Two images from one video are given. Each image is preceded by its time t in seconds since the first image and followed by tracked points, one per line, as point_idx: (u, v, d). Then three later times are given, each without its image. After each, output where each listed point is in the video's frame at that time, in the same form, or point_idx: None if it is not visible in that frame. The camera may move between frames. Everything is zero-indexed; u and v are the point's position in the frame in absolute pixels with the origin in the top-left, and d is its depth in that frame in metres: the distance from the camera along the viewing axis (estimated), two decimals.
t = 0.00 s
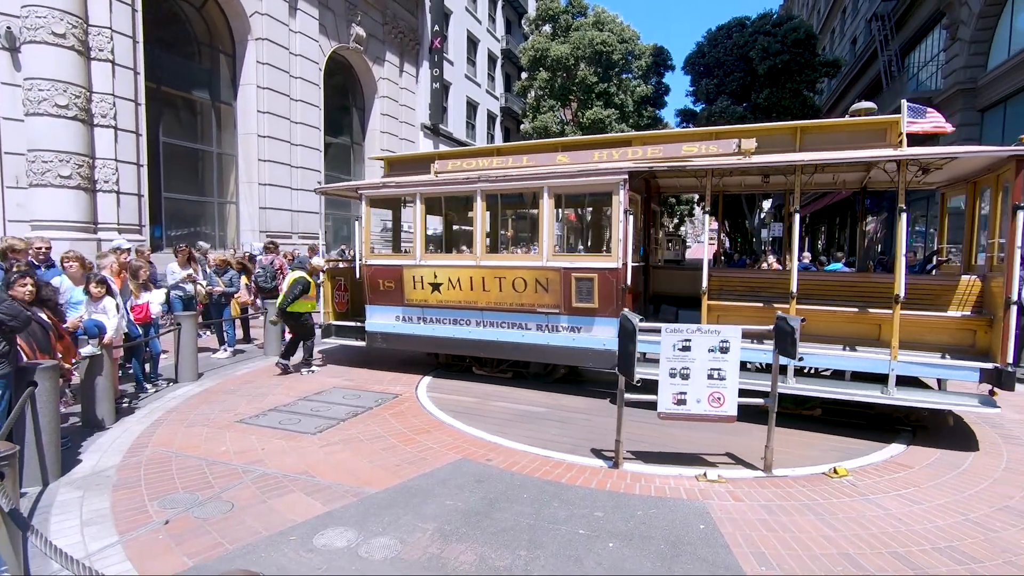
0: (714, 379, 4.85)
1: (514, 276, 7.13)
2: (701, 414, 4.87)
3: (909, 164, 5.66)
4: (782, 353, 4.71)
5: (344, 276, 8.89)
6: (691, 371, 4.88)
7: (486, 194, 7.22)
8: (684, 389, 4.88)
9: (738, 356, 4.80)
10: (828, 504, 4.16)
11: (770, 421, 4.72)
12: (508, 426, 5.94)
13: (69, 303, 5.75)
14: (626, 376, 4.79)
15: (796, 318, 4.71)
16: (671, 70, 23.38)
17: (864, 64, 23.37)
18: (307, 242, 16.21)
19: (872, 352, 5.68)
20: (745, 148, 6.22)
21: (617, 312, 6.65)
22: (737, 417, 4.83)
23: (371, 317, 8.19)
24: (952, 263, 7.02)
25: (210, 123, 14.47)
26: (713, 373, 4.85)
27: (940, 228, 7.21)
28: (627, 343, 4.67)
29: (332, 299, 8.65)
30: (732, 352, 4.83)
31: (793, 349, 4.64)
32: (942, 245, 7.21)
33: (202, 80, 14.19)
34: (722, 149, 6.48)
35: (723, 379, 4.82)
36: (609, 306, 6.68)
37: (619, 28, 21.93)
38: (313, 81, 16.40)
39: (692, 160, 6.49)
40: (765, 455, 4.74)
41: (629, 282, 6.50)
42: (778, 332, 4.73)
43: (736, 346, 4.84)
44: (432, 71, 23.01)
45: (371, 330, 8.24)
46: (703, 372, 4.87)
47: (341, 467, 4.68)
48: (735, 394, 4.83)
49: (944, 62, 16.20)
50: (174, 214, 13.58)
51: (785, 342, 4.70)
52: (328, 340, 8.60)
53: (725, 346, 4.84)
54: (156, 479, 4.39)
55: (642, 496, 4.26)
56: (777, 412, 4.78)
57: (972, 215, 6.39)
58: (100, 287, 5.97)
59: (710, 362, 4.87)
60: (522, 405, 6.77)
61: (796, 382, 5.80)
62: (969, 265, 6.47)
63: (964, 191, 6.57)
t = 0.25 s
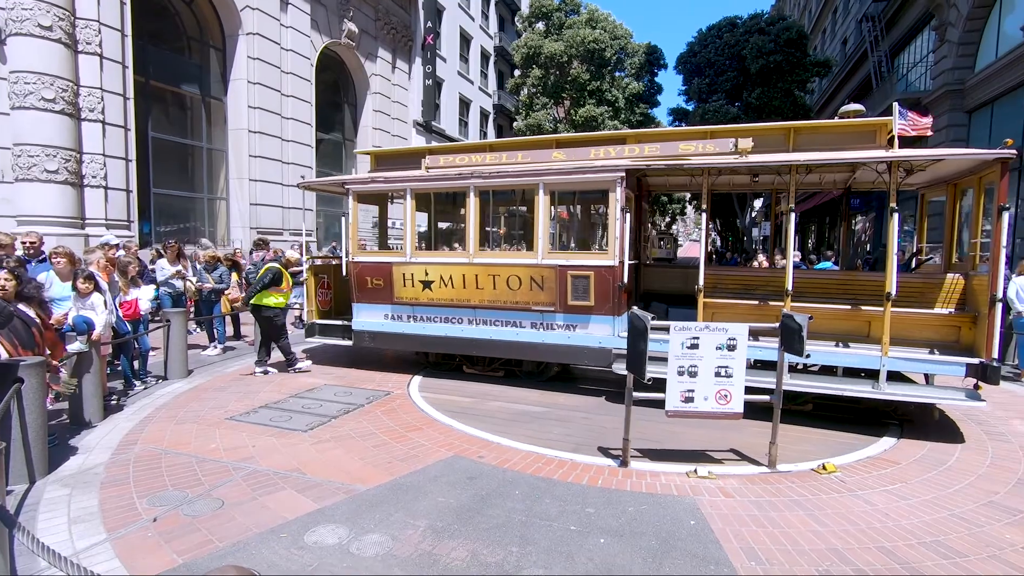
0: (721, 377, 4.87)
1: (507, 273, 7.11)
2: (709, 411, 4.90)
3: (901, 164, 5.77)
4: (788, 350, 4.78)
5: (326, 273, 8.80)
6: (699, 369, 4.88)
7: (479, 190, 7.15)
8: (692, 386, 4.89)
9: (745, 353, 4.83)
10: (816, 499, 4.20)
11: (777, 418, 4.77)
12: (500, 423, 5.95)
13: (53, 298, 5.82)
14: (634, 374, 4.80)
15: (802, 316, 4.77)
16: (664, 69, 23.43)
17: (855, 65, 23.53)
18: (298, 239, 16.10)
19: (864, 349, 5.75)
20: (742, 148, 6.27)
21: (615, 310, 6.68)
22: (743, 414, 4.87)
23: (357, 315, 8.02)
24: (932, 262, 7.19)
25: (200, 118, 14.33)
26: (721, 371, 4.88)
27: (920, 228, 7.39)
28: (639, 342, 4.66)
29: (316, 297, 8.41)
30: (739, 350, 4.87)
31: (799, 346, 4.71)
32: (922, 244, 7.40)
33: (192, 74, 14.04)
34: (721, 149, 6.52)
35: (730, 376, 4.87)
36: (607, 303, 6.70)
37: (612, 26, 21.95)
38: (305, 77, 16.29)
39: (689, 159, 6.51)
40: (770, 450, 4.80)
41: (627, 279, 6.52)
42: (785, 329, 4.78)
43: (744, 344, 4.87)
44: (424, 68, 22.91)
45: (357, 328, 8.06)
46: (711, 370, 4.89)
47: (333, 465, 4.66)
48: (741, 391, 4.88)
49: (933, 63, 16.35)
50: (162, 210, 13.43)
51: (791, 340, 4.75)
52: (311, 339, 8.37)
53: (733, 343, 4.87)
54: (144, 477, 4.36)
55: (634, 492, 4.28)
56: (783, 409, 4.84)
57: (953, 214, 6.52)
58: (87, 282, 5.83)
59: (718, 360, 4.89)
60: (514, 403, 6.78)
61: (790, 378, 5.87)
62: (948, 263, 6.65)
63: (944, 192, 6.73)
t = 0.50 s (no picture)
0: (727, 377, 4.90)
1: (502, 274, 7.08)
2: (715, 411, 4.94)
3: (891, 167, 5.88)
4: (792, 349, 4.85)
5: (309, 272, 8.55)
6: (706, 369, 4.91)
7: (472, 189, 7.09)
8: (699, 387, 4.91)
9: (750, 354, 4.87)
10: (805, 498, 4.25)
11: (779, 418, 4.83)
12: (492, 423, 5.96)
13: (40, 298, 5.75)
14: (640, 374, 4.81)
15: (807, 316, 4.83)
16: (655, 69, 23.52)
17: (844, 66, 23.73)
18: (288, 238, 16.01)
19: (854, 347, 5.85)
20: (738, 150, 6.35)
21: (611, 310, 6.73)
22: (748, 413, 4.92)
23: (344, 316, 7.86)
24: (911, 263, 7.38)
25: (189, 116, 14.20)
26: (727, 371, 4.92)
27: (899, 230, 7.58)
28: (649, 342, 4.66)
29: (298, 297, 8.12)
30: (745, 350, 4.91)
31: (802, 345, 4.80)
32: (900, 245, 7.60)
33: (181, 72, 13.90)
34: (716, 151, 6.59)
35: (736, 376, 4.90)
36: (606, 302, 6.73)
37: (604, 26, 22.02)
38: (296, 75, 16.21)
39: (685, 160, 6.55)
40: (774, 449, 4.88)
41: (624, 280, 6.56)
42: (788, 329, 4.85)
43: (749, 345, 4.92)
44: (416, 67, 22.84)
45: (344, 330, 7.90)
46: (717, 371, 4.91)
47: (324, 465, 4.64)
48: (747, 391, 4.92)
49: (920, 66, 16.55)
50: (151, 209, 13.29)
51: (796, 340, 4.82)
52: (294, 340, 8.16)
53: (739, 343, 4.91)
54: (133, 478, 4.32)
55: (625, 491, 4.31)
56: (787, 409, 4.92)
57: (932, 217, 6.69)
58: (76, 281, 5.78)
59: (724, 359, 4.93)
60: (506, 402, 6.79)
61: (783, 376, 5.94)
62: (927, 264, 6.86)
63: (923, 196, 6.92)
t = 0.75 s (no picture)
0: (737, 379, 4.92)
1: (499, 277, 7.06)
2: (725, 414, 4.93)
3: (885, 173, 6.00)
4: (801, 353, 4.90)
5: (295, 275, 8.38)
6: (717, 372, 4.90)
7: (470, 191, 7.05)
8: (711, 390, 4.89)
9: (759, 356, 4.90)
10: (799, 500, 4.27)
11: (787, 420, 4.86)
12: (487, 426, 5.96)
13: (32, 299, 5.68)
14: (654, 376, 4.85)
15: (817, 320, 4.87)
16: (650, 73, 23.64)
17: (837, 71, 23.90)
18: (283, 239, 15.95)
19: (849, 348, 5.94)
20: (736, 155, 6.43)
21: (610, 313, 6.76)
22: (757, 415, 4.95)
23: (335, 320, 7.70)
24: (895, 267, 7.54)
25: (183, 117, 14.13)
26: (737, 374, 4.92)
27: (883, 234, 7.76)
28: (666, 347, 4.65)
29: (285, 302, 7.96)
30: (754, 353, 4.93)
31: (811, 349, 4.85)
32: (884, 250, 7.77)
33: (175, 73, 13.84)
34: (716, 155, 6.65)
35: (746, 379, 4.92)
36: (605, 306, 6.76)
37: (599, 30, 22.12)
38: (292, 76, 16.20)
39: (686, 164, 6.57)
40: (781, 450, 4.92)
41: (624, 283, 6.59)
42: (798, 332, 4.89)
43: (758, 348, 4.96)
44: (411, 69, 22.84)
45: (335, 334, 7.74)
46: (728, 373, 4.92)
47: (319, 468, 4.63)
48: (757, 394, 4.95)
49: (912, 71, 16.70)
50: (144, 210, 13.20)
51: (805, 343, 4.87)
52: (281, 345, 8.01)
53: (749, 346, 4.94)
54: (126, 481, 4.29)
55: (620, 494, 4.32)
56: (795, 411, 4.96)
57: (915, 220, 6.85)
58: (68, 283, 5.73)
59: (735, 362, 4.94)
60: (502, 405, 6.79)
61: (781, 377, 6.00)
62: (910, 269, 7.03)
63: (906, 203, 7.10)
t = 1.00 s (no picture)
0: (750, 384, 4.94)
1: (500, 282, 7.04)
2: (740, 418, 4.95)
3: (880, 181, 6.13)
4: (813, 357, 4.92)
5: (286, 280, 8.27)
6: (731, 377, 4.91)
7: (470, 194, 7.04)
8: (724, 394, 4.90)
9: (771, 361, 4.92)
10: (797, 505, 4.28)
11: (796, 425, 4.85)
12: (486, 431, 5.95)
13: (31, 303, 5.74)
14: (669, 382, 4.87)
15: (828, 325, 4.90)
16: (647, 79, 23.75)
17: (834, 77, 24.04)
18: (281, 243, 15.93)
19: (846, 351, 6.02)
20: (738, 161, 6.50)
21: (613, 318, 6.81)
22: (768, 419, 4.97)
23: (329, 326, 7.59)
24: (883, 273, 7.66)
25: (182, 120, 14.13)
26: (750, 378, 4.94)
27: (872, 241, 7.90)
28: (683, 351, 4.65)
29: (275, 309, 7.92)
30: (767, 359, 4.95)
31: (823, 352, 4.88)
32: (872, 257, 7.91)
33: (174, 76, 13.85)
34: (717, 160, 6.71)
35: (758, 384, 4.93)
36: (607, 312, 6.81)
37: (597, 35, 22.26)
38: (291, 81, 16.24)
39: (690, 168, 6.62)
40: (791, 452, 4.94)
41: (627, 288, 6.63)
42: (809, 337, 4.91)
43: (771, 353, 4.97)
44: (410, 74, 22.89)
45: (330, 340, 7.63)
46: (742, 378, 4.93)
47: (317, 472, 4.63)
48: (769, 398, 4.97)
49: (908, 78, 16.80)
50: (142, 213, 13.18)
51: (816, 347, 4.89)
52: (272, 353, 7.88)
53: (762, 351, 4.96)
54: (124, 485, 4.28)
55: (619, 498, 4.32)
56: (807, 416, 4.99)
57: (905, 224, 7.01)
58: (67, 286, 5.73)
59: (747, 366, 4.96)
60: (500, 410, 6.78)
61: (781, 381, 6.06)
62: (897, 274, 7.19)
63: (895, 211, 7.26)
